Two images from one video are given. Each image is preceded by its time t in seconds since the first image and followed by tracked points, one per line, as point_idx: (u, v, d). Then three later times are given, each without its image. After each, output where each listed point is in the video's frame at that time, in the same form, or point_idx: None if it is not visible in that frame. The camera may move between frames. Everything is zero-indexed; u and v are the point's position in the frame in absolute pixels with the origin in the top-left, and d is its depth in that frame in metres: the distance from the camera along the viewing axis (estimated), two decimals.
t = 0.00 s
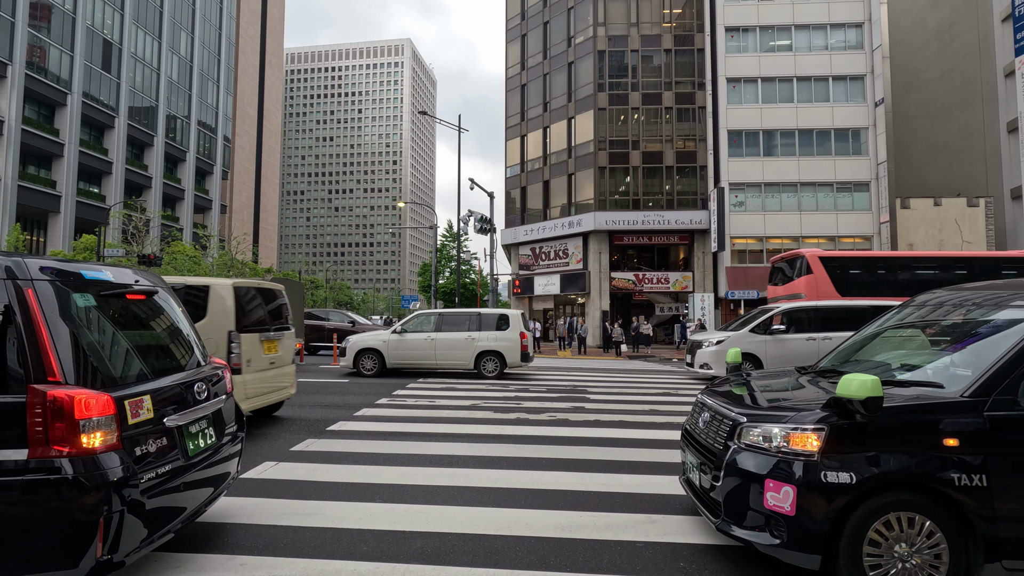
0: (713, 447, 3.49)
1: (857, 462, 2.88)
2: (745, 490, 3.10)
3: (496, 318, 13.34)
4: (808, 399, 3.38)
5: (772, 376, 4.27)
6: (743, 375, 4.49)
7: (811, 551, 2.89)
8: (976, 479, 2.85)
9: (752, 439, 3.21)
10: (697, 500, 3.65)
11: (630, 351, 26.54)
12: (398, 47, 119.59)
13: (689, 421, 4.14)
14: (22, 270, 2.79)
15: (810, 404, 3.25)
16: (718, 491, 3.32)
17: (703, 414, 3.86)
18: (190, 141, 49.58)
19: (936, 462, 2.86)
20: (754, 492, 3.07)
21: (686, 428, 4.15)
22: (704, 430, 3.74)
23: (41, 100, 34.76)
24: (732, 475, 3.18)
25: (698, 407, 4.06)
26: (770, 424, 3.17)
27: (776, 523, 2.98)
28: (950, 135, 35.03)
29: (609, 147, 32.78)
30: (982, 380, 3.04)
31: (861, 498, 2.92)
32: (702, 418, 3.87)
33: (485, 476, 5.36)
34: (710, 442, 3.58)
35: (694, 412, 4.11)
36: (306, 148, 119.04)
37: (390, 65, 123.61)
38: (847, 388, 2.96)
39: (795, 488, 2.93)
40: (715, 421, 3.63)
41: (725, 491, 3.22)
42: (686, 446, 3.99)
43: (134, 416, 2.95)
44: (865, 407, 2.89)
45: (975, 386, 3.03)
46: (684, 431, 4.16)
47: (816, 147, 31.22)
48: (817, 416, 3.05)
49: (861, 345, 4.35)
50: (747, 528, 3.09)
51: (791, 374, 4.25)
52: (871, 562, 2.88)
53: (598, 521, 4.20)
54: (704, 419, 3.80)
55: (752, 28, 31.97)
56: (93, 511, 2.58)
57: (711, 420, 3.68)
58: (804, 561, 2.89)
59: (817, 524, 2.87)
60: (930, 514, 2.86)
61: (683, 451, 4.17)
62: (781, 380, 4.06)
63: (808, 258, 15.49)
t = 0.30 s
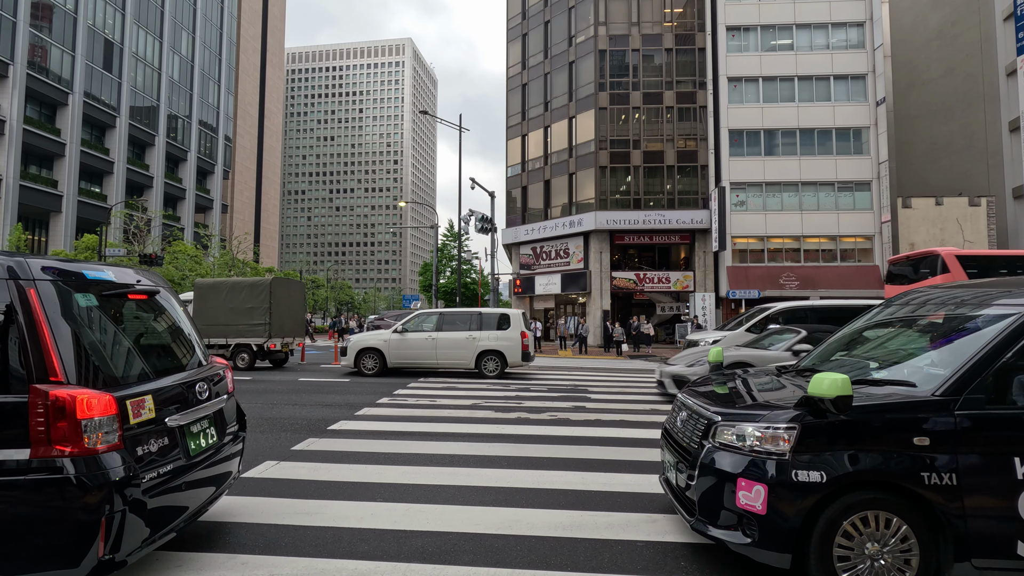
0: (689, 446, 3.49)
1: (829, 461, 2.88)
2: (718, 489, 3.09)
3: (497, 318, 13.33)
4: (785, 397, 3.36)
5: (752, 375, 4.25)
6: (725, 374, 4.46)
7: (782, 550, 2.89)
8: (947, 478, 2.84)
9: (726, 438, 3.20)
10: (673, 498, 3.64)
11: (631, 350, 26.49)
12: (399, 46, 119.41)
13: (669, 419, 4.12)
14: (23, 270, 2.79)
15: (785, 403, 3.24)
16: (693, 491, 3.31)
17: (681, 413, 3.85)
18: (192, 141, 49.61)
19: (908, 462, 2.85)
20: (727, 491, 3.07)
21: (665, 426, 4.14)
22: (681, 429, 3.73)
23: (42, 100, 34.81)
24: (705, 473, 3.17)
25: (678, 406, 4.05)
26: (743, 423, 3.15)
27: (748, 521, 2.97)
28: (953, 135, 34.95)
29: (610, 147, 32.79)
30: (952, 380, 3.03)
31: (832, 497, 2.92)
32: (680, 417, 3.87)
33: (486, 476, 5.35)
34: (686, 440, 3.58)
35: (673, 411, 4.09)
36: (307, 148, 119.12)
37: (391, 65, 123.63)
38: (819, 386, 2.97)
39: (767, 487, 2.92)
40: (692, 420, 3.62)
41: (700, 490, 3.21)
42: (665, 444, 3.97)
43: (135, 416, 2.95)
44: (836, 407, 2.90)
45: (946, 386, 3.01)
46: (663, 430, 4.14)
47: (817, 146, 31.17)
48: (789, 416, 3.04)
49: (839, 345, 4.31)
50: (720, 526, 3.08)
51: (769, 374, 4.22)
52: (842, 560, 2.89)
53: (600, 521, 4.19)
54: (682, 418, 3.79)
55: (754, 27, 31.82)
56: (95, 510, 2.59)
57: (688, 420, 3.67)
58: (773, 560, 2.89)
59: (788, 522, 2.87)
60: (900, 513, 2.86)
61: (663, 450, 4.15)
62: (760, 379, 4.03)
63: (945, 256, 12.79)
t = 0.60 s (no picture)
0: (669, 445, 3.49)
1: (807, 461, 2.88)
2: (696, 489, 3.10)
3: (499, 317, 13.31)
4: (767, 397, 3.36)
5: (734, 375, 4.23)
6: (709, 375, 4.45)
7: (759, 549, 2.90)
8: (923, 477, 2.84)
9: (705, 438, 3.19)
10: (654, 497, 3.64)
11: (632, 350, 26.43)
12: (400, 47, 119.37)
13: (653, 418, 4.11)
14: (27, 270, 2.80)
15: (765, 403, 3.24)
16: (674, 490, 3.31)
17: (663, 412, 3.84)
18: (194, 141, 49.67)
19: (887, 461, 2.85)
20: (706, 491, 3.07)
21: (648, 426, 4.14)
22: (663, 428, 3.73)
23: (45, 100, 34.90)
24: (684, 473, 3.17)
25: (660, 405, 4.05)
26: (721, 423, 3.15)
27: (727, 521, 2.98)
28: (955, 134, 34.93)
29: (612, 146, 32.81)
30: (931, 378, 3.01)
31: (808, 497, 2.92)
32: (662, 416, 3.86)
33: (489, 475, 5.37)
34: (667, 440, 3.57)
35: (656, 410, 4.08)
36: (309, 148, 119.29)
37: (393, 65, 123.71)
38: (795, 385, 2.97)
39: (744, 486, 2.93)
40: (673, 420, 3.61)
41: (681, 490, 3.21)
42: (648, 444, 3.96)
43: (138, 415, 2.96)
44: (813, 406, 2.91)
45: (923, 385, 3.01)
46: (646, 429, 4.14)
47: (819, 146, 31.12)
48: (767, 415, 3.04)
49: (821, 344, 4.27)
50: (699, 526, 3.09)
51: (750, 374, 4.19)
52: (818, 559, 2.90)
53: (601, 521, 4.20)
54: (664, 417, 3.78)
55: (756, 26, 31.65)
56: (99, 509, 2.60)
57: (670, 420, 3.66)
58: (750, 560, 2.90)
59: (765, 520, 2.88)
60: (877, 513, 2.87)
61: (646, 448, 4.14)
62: (741, 379, 4.01)
63: None
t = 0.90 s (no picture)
0: (655, 445, 3.49)
1: (790, 460, 2.88)
2: (679, 488, 3.10)
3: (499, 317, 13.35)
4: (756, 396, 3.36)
5: (724, 374, 4.23)
6: (698, 374, 4.45)
7: (741, 549, 2.89)
8: (906, 476, 2.84)
9: (690, 437, 3.19)
10: (642, 496, 3.64)
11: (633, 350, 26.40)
12: (400, 47, 119.33)
13: (642, 417, 4.11)
14: (28, 269, 2.80)
15: (752, 402, 3.24)
16: (658, 490, 3.31)
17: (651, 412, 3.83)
18: (194, 141, 49.72)
19: (869, 460, 2.85)
20: (690, 491, 3.07)
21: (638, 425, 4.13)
22: (650, 427, 3.72)
23: (47, 100, 34.97)
24: (668, 472, 3.17)
25: (649, 404, 4.04)
26: (705, 422, 3.15)
27: (710, 521, 2.98)
28: (957, 133, 34.87)
29: (612, 146, 32.83)
30: (914, 378, 3.02)
31: (791, 496, 2.92)
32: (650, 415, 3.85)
33: (489, 474, 5.37)
34: (654, 439, 3.57)
35: (645, 409, 4.08)
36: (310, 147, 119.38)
37: (394, 64, 123.71)
38: (779, 385, 2.97)
39: (727, 486, 2.92)
40: (659, 420, 3.61)
41: (665, 490, 3.21)
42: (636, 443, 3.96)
43: (139, 414, 2.96)
44: (795, 405, 2.91)
45: (907, 384, 3.01)
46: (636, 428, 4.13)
47: (820, 145, 31.07)
48: (751, 415, 3.04)
49: (812, 344, 4.26)
50: (682, 526, 3.09)
51: (739, 373, 4.20)
52: (801, 559, 2.89)
53: (602, 520, 4.20)
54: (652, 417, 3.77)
55: (757, 25, 31.55)
56: (100, 508, 2.60)
57: (656, 419, 3.66)
58: (731, 559, 2.90)
59: (747, 519, 2.87)
60: (860, 513, 2.86)
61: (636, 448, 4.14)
62: (730, 378, 4.01)
63: None
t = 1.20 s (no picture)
0: (649, 446, 3.49)
1: (783, 460, 2.88)
2: (672, 487, 3.10)
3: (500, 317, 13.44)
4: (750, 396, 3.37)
5: (718, 373, 4.23)
6: (693, 373, 4.44)
7: (734, 549, 2.88)
8: (898, 476, 2.84)
9: (684, 437, 3.19)
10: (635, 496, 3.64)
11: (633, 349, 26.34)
12: (400, 46, 119.40)
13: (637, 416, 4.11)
14: (31, 269, 2.81)
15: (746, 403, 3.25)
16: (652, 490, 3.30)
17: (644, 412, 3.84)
18: (195, 141, 49.75)
19: (861, 459, 2.85)
20: (683, 491, 3.06)
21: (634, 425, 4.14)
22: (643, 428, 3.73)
23: (48, 100, 35.06)
24: (662, 472, 3.17)
25: (644, 404, 4.04)
26: (700, 421, 3.16)
27: (703, 521, 2.97)
28: (958, 132, 34.78)
29: (613, 146, 32.86)
30: (906, 378, 3.03)
31: (784, 495, 2.92)
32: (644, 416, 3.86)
33: (487, 474, 5.37)
34: (648, 440, 3.58)
35: (640, 409, 4.08)
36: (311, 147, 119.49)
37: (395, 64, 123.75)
38: (772, 384, 2.96)
39: (720, 486, 2.92)
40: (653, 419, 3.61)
41: (659, 490, 3.20)
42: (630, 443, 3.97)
43: (140, 414, 2.97)
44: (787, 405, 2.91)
45: (900, 383, 3.01)
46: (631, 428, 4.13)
47: (821, 145, 31.05)
48: (745, 415, 3.04)
49: (808, 344, 4.26)
50: (675, 525, 3.09)
51: (733, 373, 4.20)
52: (793, 559, 2.89)
53: (602, 520, 4.20)
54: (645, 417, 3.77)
55: (758, 24, 31.52)
56: (101, 508, 2.61)
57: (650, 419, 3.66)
58: (724, 558, 2.89)
59: (740, 519, 2.87)
60: (852, 512, 2.86)
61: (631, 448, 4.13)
62: (725, 378, 4.02)
63: None
